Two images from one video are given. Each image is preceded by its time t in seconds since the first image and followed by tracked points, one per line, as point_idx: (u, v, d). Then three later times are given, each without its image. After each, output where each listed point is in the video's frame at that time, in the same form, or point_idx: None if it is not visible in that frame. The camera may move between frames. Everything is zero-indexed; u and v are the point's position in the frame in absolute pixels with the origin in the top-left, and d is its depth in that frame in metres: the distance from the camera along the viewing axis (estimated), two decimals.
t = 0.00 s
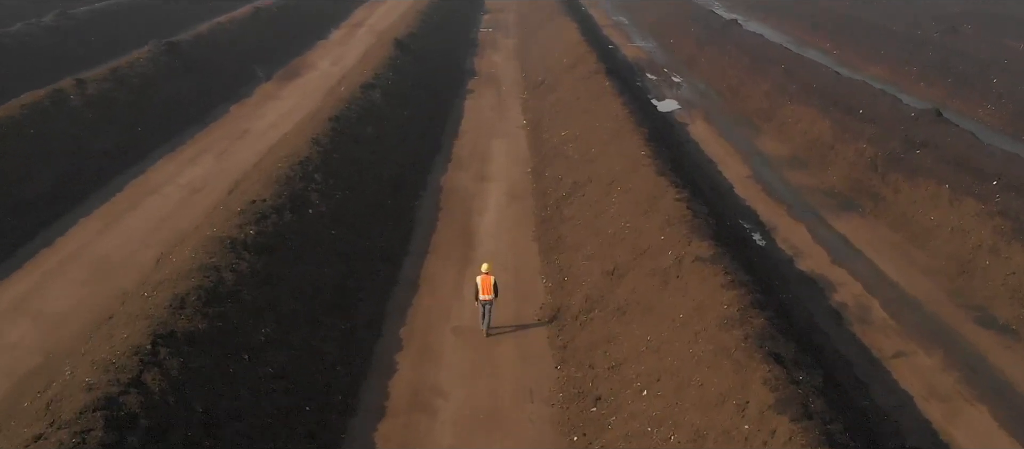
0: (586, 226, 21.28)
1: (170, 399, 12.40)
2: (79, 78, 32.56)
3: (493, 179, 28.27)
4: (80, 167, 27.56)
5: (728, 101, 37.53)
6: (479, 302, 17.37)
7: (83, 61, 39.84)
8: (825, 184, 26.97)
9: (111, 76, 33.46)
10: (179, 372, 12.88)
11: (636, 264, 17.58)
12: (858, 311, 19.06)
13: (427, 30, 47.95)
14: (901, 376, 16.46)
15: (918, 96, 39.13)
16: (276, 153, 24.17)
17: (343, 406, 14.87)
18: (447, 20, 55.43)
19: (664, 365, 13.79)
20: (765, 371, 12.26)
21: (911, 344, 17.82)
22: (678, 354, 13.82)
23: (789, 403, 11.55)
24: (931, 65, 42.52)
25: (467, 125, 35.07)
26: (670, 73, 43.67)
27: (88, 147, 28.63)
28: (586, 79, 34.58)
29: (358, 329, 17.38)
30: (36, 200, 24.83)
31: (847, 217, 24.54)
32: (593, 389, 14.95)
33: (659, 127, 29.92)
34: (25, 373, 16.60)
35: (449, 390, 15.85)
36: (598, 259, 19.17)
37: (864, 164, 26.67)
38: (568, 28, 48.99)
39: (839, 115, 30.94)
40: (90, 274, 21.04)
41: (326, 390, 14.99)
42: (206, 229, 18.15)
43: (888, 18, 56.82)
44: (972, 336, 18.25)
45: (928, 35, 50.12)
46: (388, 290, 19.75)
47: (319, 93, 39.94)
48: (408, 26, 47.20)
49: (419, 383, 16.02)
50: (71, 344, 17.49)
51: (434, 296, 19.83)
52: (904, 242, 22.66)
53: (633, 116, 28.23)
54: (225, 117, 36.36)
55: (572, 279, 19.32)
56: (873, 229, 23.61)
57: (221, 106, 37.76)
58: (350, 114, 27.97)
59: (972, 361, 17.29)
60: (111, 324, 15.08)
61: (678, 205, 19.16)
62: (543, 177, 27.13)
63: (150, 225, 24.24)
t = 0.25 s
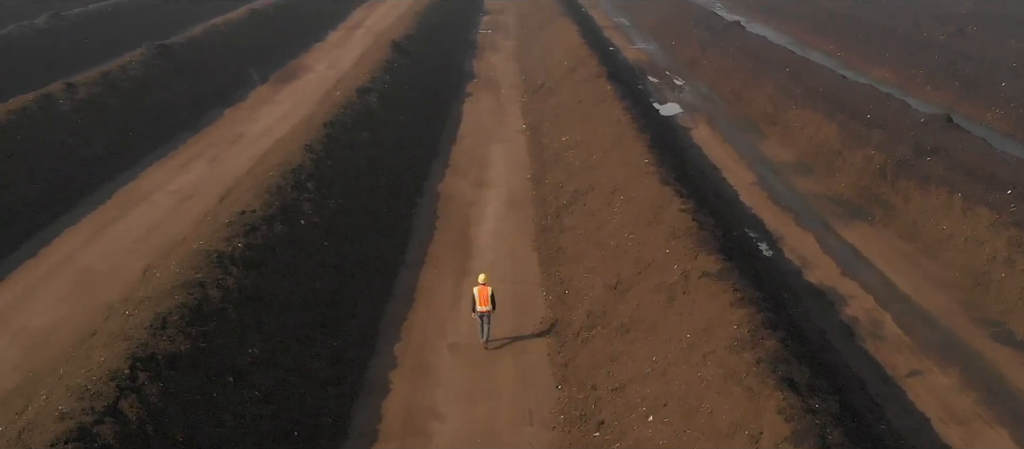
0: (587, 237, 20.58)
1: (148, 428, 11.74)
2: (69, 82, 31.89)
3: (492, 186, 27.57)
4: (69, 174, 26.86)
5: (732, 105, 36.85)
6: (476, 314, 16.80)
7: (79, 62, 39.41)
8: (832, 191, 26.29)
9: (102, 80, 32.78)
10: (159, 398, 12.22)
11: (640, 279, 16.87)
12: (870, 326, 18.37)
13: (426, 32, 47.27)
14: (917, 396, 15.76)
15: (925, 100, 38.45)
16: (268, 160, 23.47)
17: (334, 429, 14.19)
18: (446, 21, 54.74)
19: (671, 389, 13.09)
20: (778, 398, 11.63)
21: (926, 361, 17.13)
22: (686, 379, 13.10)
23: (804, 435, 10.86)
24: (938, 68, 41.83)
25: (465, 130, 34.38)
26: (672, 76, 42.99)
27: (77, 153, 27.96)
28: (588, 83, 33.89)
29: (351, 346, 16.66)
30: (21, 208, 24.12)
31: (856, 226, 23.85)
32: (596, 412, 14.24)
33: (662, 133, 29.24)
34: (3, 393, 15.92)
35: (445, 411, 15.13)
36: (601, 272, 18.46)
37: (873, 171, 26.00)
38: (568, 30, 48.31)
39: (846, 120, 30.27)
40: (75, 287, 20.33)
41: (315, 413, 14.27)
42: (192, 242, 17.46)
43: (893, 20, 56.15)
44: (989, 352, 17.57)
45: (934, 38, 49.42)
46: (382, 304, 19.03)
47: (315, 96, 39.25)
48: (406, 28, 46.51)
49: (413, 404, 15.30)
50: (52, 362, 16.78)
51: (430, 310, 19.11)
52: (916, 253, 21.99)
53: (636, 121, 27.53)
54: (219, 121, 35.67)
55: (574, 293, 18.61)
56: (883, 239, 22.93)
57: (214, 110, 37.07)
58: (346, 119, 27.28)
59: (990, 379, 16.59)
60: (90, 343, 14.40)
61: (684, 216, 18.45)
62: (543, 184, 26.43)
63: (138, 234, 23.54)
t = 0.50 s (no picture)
0: (589, 248, 19.89)
1: None
2: (58, 86, 31.19)
3: (490, 193, 26.88)
4: (56, 181, 26.18)
5: (735, 108, 36.18)
6: (475, 323, 16.25)
7: (79, 62, 38.83)
8: (840, 198, 25.63)
9: (93, 84, 32.09)
10: (137, 427, 11.57)
11: (644, 294, 16.17)
12: (883, 343, 17.68)
13: (424, 34, 46.60)
14: (935, 418, 15.08)
15: (932, 104, 37.80)
16: (260, 168, 22.78)
17: None
18: (444, 22, 54.04)
19: (679, 416, 12.39)
20: (794, 429, 10.96)
21: (943, 381, 16.44)
22: (696, 405, 12.41)
23: None
24: (945, 71, 41.19)
25: (464, 135, 33.70)
26: (674, 79, 42.32)
27: (65, 159, 27.25)
28: (589, 86, 33.21)
29: (343, 366, 15.96)
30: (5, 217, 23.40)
31: (865, 235, 23.17)
32: (599, 437, 13.53)
33: (665, 138, 28.57)
34: None
35: (440, 434, 14.45)
36: (603, 285, 17.78)
37: (882, 178, 25.33)
38: (569, 32, 47.59)
39: (853, 125, 29.62)
40: (59, 299, 19.62)
41: (305, 438, 13.58)
42: (178, 256, 16.76)
43: (898, 21, 55.42)
44: (1008, 371, 16.89)
45: (940, 40, 48.76)
46: (376, 319, 18.32)
47: (311, 99, 38.54)
48: (404, 30, 45.84)
49: (407, 427, 14.61)
50: (29, 381, 16.03)
51: (426, 324, 18.39)
52: (928, 264, 21.31)
53: (639, 126, 26.85)
54: (213, 125, 34.95)
55: (575, 307, 17.91)
56: (894, 249, 22.26)
57: (209, 114, 36.37)
58: (340, 124, 26.59)
59: (1010, 399, 15.94)
60: (68, 365, 13.73)
61: (690, 227, 17.77)
62: (543, 192, 25.75)
63: (126, 244, 22.82)
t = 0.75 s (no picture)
0: (591, 259, 19.23)
1: None
2: (48, 90, 30.49)
3: (489, 199, 26.22)
4: (44, 187, 25.49)
5: (739, 112, 35.51)
6: (474, 337, 15.67)
7: (79, 62, 38.34)
8: (848, 205, 24.96)
9: (83, 87, 31.38)
10: None
11: (649, 310, 15.49)
12: (897, 359, 17.03)
13: (423, 36, 45.94)
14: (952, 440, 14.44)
15: (940, 106, 37.15)
16: (252, 175, 22.09)
17: None
18: (443, 23, 53.37)
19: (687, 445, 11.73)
20: None
21: (960, 401, 15.76)
22: (705, 432, 11.75)
23: None
24: (952, 73, 40.55)
25: (462, 138, 33.03)
26: (676, 81, 41.65)
27: (53, 166, 26.55)
28: (590, 89, 32.54)
29: (335, 385, 15.26)
30: None
31: (875, 243, 22.52)
32: None
33: (668, 143, 27.90)
34: None
35: None
36: (606, 299, 17.10)
37: (892, 185, 24.64)
38: (569, 33, 46.91)
39: (861, 130, 28.97)
40: (40, 313, 18.90)
41: None
42: (163, 270, 16.07)
43: (904, 23, 54.64)
44: None
45: (946, 41, 48.12)
46: (370, 334, 17.63)
47: (307, 102, 37.86)
48: (403, 31, 45.18)
49: None
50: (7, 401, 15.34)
51: (422, 339, 17.72)
52: (941, 275, 20.67)
53: (642, 131, 26.19)
54: (207, 129, 34.29)
55: (576, 322, 17.23)
56: (905, 259, 21.61)
57: (203, 117, 35.70)
58: (336, 129, 25.91)
59: None
60: (44, 388, 13.06)
61: (696, 239, 17.09)
62: (543, 198, 25.10)
63: (113, 253, 22.13)
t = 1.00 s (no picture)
0: (593, 270, 18.54)
1: None
2: (36, 92, 29.76)
3: (489, 205, 25.53)
4: (29, 192, 24.78)
5: (743, 114, 34.82)
6: (472, 348, 15.15)
7: (78, 63, 37.77)
8: (858, 211, 24.28)
9: (72, 89, 30.68)
10: None
11: (655, 326, 14.80)
12: (912, 376, 16.37)
13: (421, 36, 45.25)
14: None
15: (948, 108, 36.47)
16: (243, 182, 21.39)
17: None
18: (442, 23, 52.67)
19: None
20: None
21: (979, 421, 15.10)
22: None
23: None
24: (959, 75, 39.89)
25: (460, 142, 32.34)
26: (679, 82, 40.96)
27: (39, 171, 25.79)
28: (592, 92, 31.85)
29: (326, 405, 14.57)
30: None
31: (886, 252, 21.85)
32: None
33: (672, 147, 27.21)
34: None
35: None
36: (609, 313, 16.41)
37: (902, 192, 23.98)
38: (570, 33, 46.23)
39: (869, 134, 28.31)
40: (17, 324, 18.09)
41: None
42: (146, 285, 15.41)
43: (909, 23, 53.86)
44: None
45: (952, 42, 47.45)
46: (364, 349, 16.92)
47: (302, 104, 37.15)
48: (401, 32, 44.48)
49: None
50: None
51: (417, 354, 17.01)
52: (955, 286, 20.02)
53: (645, 135, 25.51)
54: (200, 131, 33.61)
55: (579, 336, 16.54)
56: (917, 269, 20.96)
57: (196, 120, 35.00)
58: (330, 134, 25.22)
59: None
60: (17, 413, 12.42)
61: (704, 250, 16.40)
62: (544, 205, 24.42)
63: (100, 261, 21.41)
